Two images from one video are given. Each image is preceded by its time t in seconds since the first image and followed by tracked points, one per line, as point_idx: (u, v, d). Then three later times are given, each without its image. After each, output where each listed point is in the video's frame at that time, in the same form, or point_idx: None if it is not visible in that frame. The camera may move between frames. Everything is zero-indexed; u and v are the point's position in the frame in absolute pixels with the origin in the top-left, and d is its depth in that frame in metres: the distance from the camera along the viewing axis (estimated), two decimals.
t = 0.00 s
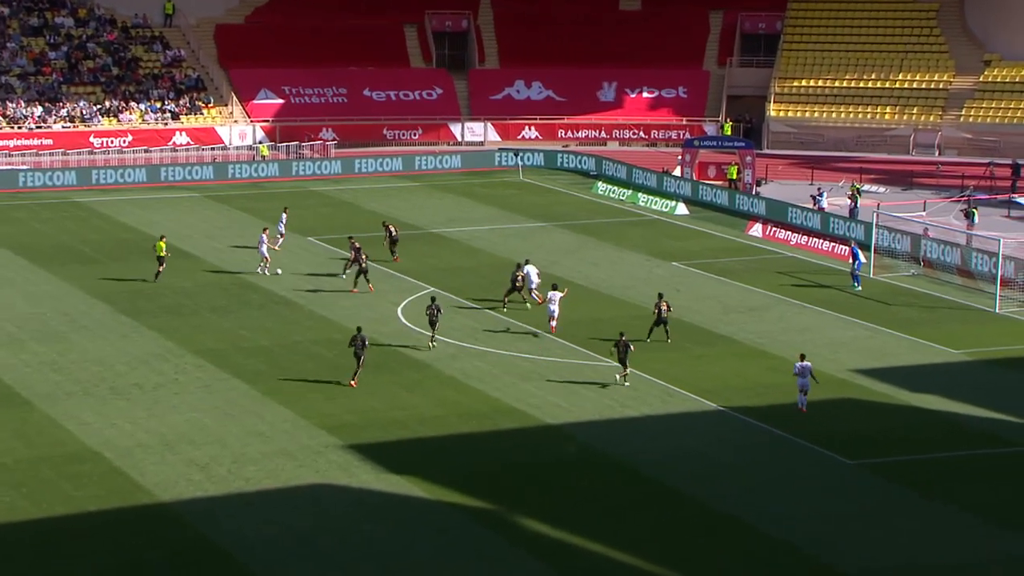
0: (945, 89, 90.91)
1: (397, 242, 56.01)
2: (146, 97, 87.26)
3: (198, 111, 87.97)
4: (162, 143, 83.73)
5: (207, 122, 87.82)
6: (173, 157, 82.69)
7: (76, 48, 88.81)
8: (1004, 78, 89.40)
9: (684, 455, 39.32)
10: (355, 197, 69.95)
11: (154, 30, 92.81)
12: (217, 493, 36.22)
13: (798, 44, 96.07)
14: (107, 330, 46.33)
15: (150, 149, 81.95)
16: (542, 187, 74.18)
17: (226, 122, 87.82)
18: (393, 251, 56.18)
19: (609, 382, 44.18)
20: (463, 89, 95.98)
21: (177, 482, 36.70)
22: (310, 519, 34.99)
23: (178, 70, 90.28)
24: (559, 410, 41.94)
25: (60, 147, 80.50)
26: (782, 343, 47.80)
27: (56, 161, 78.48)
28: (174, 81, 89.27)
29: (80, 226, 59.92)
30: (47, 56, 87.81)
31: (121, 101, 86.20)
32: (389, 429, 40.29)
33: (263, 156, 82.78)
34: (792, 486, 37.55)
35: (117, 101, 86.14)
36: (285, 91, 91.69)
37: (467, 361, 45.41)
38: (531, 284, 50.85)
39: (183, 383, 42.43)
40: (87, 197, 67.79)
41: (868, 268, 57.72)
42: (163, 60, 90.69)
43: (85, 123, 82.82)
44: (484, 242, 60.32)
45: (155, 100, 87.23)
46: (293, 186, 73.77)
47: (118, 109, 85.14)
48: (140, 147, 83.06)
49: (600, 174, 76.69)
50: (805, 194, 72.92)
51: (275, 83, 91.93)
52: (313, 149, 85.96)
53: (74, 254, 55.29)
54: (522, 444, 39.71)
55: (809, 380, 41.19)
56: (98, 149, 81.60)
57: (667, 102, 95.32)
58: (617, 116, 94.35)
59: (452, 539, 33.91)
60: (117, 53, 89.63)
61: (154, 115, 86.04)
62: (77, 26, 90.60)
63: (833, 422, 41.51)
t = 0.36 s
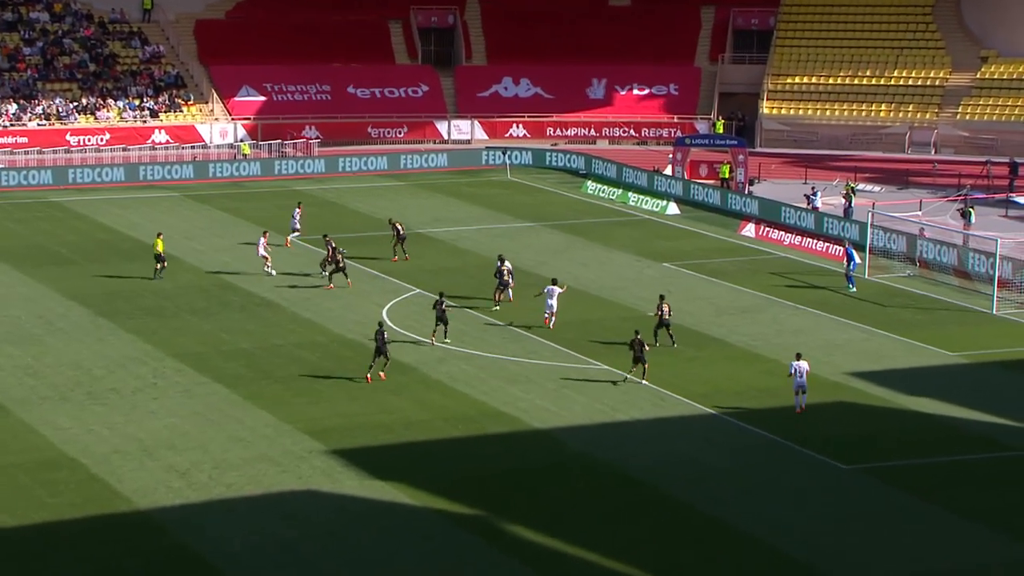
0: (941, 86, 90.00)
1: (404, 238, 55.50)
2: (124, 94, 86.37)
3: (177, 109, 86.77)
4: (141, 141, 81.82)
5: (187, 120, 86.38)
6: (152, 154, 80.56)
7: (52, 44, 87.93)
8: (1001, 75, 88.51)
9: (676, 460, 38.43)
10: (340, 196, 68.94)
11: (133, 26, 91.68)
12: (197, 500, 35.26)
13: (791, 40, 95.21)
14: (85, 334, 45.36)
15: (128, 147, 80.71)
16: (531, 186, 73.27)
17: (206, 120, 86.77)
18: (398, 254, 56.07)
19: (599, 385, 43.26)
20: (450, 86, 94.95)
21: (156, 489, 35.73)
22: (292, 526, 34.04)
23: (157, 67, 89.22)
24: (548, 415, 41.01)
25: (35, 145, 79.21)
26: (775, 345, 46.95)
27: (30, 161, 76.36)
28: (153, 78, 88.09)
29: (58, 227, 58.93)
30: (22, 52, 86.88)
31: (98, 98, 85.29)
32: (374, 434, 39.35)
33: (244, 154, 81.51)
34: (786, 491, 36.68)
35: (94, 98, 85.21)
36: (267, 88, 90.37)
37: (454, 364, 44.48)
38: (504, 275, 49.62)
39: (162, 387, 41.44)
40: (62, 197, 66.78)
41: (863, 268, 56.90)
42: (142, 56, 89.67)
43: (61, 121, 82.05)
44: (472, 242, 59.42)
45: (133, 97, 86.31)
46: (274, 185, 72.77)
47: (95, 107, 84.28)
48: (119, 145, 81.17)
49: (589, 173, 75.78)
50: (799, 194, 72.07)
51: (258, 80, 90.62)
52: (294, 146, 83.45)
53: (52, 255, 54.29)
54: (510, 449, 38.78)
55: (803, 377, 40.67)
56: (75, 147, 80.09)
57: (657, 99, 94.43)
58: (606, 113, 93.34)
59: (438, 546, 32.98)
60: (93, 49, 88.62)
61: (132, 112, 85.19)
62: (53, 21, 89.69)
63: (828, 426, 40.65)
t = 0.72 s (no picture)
0: (935, 85, 89.64)
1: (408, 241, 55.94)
2: (110, 93, 85.89)
3: (165, 109, 86.29)
4: (129, 140, 81.18)
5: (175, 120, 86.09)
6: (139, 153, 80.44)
7: (37, 42, 87.35)
8: (997, 74, 88.16)
9: (667, 462, 38.08)
10: (329, 197, 68.49)
11: (119, 24, 91.10)
12: (184, 503, 34.82)
13: (784, 38, 94.87)
14: (72, 336, 44.90)
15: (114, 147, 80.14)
16: (522, 186, 72.88)
17: (194, 120, 86.29)
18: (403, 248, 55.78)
19: (591, 386, 42.89)
20: (440, 84, 94.47)
21: (142, 492, 35.30)
22: (279, 529, 33.62)
23: (144, 66, 88.72)
24: (539, 417, 40.62)
25: (19, 145, 78.73)
26: (768, 346, 46.59)
27: (15, 160, 75.84)
28: (140, 77, 87.62)
29: (44, 227, 58.47)
30: (6, 51, 86.34)
31: (83, 97, 84.79)
32: (363, 437, 38.95)
33: (232, 155, 80.85)
34: (779, 494, 36.31)
35: (80, 96, 84.72)
36: (255, 87, 89.88)
37: (444, 365, 44.06)
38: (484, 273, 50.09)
39: (149, 390, 40.99)
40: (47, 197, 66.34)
41: (857, 269, 56.60)
42: (129, 55, 89.25)
43: (46, 120, 81.58)
44: (464, 243, 59.03)
45: (119, 96, 85.83)
46: (262, 185, 72.36)
47: (81, 106, 83.72)
48: (106, 144, 80.48)
49: (581, 172, 75.42)
50: (792, 194, 71.77)
51: (246, 79, 90.15)
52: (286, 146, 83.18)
53: (39, 256, 53.84)
54: (500, 452, 38.39)
55: (802, 376, 40.26)
56: (60, 146, 79.64)
57: (649, 98, 94.02)
58: (598, 113, 92.98)
59: (428, 549, 32.57)
60: (79, 47, 88.10)
61: (119, 111, 84.71)
62: (38, 19, 89.06)
63: (822, 428, 40.31)
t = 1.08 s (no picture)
0: (931, 86, 89.73)
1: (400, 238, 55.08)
2: (106, 93, 85.91)
3: (161, 109, 86.17)
4: (125, 141, 80.89)
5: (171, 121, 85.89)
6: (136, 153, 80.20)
7: (33, 43, 87.28)
8: (994, 74, 88.23)
9: (664, 462, 38.09)
10: (325, 197, 68.44)
11: (115, 24, 90.93)
12: (181, 504, 34.80)
13: (780, 37, 94.93)
14: (67, 336, 44.87)
15: (110, 148, 79.92)
16: (518, 186, 72.87)
17: (190, 120, 86.30)
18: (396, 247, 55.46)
19: (587, 386, 42.90)
20: (437, 85, 94.45)
21: (139, 492, 35.28)
22: (277, 529, 33.62)
23: (140, 66, 88.56)
24: (535, 417, 40.62)
25: (16, 145, 78.21)
26: (764, 346, 46.63)
27: (11, 160, 75.89)
28: (136, 77, 87.54)
29: (39, 227, 58.41)
30: (2, 52, 86.23)
31: (80, 97, 84.74)
32: (360, 438, 38.93)
33: (228, 155, 80.73)
34: (776, 494, 36.33)
35: (76, 96, 84.69)
36: (251, 87, 89.88)
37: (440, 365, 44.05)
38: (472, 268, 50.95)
39: (145, 390, 40.96)
40: (43, 198, 66.32)
41: (853, 269, 56.66)
42: (125, 55, 88.99)
43: (43, 120, 81.50)
44: (460, 243, 59.04)
45: (115, 97, 85.85)
46: (259, 186, 72.21)
47: (77, 106, 83.64)
48: (102, 145, 80.27)
49: (577, 172, 75.40)
50: (789, 194, 71.85)
51: (243, 80, 90.12)
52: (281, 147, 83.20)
53: (34, 256, 53.78)
54: (497, 452, 38.39)
55: (799, 374, 40.24)
56: (56, 146, 78.98)
57: (646, 98, 94.00)
58: (595, 113, 93.01)
59: (424, 549, 32.57)
60: (75, 47, 87.98)
61: (115, 112, 84.71)
62: (34, 19, 89.03)
63: (819, 428, 40.33)
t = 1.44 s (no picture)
0: (922, 85, 89.36)
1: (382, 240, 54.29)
2: (89, 93, 85.04)
3: (145, 109, 85.71)
4: (107, 141, 80.70)
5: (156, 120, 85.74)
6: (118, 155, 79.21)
7: (15, 41, 86.41)
8: (986, 74, 87.93)
9: (653, 466, 37.70)
10: (308, 198, 68.02)
11: (97, 23, 90.30)
12: (165, 509, 34.31)
13: (770, 38, 94.62)
14: (49, 339, 44.33)
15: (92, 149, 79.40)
16: (506, 187, 72.48)
17: (174, 120, 85.87)
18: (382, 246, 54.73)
19: (576, 389, 42.51)
20: (425, 84, 94.11)
21: (122, 498, 34.79)
22: (262, 535, 33.15)
23: (123, 65, 87.74)
24: (523, 420, 40.21)
25: None
26: (755, 348, 46.29)
27: None
28: (120, 77, 86.68)
29: (21, 229, 57.87)
30: None
31: (62, 97, 83.98)
32: (346, 442, 38.47)
33: (212, 156, 80.05)
34: (766, 497, 35.99)
35: (58, 96, 83.91)
36: (235, 87, 89.50)
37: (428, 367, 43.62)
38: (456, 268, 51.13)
39: (128, 394, 40.46)
40: (25, 199, 65.97)
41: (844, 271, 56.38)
42: (107, 54, 88.12)
43: (24, 120, 80.73)
44: (447, 244, 58.64)
45: (98, 96, 84.99)
46: (244, 187, 71.47)
47: (59, 106, 83.02)
48: (85, 145, 79.85)
49: (566, 173, 75.07)
50: (779, 194, 71.57)
51: (225, 80, 89.75)
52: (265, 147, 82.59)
53: (16, 258, 53.22)
54: (485, 456, 37.96)
55: (789, 377, 39.91)
56: (37, 147, 78.78)
57: (635, 97, 93.63)
58: (584, 113, 92.83)
59: (411, 554, 32.15)
60: (57, 47, 87.20)
61: (97, 112, 83.85)
62: (16, 18, 88.20)
63: (809, 432, 39.97)
